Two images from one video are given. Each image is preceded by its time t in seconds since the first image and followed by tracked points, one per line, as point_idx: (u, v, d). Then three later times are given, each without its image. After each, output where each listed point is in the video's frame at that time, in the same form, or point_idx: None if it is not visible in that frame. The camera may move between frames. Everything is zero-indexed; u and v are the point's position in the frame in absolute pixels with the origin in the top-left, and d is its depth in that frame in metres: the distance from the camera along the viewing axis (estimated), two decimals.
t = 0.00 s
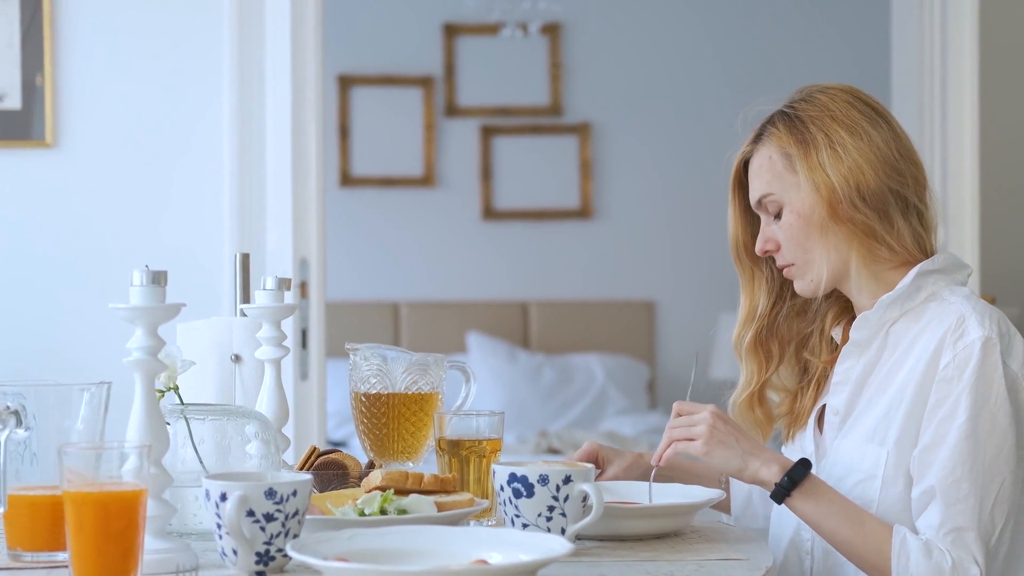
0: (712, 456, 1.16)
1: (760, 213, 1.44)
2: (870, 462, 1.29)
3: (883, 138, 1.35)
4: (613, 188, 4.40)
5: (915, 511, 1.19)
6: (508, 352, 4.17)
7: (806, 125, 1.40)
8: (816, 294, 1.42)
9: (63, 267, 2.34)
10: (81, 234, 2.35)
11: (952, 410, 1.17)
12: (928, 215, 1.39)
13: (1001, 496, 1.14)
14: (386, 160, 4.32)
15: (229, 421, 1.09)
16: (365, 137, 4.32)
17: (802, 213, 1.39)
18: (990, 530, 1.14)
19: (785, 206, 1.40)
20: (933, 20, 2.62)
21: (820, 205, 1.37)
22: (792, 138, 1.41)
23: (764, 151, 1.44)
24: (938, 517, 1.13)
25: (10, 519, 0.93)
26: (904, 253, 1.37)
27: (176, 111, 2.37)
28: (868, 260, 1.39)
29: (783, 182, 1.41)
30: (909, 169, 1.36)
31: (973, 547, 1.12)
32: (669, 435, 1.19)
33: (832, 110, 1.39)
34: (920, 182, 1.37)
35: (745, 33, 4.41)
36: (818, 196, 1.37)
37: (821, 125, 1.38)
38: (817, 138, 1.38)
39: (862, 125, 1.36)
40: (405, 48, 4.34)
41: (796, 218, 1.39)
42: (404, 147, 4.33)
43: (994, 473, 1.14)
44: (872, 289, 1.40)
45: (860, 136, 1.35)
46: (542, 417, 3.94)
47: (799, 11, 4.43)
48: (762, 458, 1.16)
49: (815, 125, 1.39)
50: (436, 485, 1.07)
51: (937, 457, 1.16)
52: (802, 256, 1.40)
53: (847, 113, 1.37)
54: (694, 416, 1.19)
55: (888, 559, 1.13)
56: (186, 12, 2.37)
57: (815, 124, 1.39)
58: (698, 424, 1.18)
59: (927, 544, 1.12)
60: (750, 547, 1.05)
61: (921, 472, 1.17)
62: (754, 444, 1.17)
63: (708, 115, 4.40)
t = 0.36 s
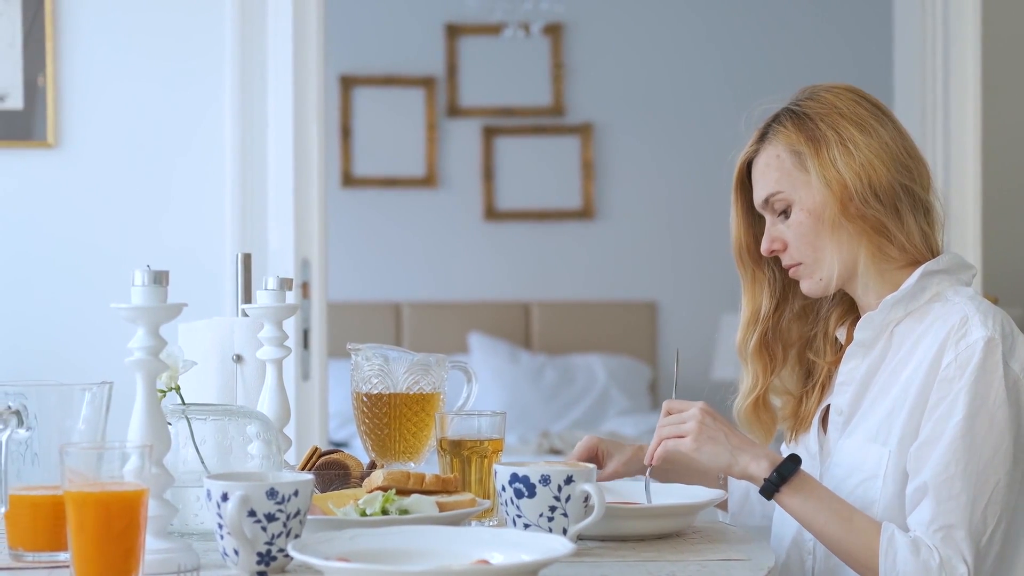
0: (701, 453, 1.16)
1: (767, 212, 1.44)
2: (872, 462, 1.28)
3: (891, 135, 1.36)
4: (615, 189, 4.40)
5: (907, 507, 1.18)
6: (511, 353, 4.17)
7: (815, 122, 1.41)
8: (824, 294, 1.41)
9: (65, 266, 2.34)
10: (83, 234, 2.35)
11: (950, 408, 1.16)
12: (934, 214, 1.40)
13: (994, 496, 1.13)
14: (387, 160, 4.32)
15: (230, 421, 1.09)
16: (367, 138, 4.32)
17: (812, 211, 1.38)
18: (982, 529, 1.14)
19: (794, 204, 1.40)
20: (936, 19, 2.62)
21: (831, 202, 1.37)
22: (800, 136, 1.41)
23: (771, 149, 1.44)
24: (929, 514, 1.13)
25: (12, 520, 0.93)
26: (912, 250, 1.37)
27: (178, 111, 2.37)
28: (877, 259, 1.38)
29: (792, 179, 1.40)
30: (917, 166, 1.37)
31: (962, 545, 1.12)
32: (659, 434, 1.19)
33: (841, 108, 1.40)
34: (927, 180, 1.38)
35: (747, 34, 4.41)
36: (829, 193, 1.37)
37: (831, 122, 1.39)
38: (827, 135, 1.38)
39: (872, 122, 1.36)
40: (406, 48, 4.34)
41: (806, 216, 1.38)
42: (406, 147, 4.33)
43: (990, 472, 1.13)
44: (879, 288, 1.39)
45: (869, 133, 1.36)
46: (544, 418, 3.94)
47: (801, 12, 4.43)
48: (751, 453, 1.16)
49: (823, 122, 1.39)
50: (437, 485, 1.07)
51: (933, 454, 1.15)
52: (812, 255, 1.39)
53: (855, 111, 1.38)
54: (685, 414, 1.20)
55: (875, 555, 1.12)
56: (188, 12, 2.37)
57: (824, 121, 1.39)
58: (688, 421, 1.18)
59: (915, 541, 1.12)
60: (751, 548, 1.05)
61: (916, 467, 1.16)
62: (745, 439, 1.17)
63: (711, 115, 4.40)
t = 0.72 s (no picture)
0: (698, 446, 1.17)
1: (771, 213, 1.43)
2: (875, 462, 1.28)
3: (893, 134, 1.36)
4: (617, 190, 4.40)
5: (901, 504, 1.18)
6: (513, 354, 4.16)
7: (817, 123, 1.40)
8: (829, 294, 1.41)
9: (67, 267, 2.34)
10: (85, 234, 2.35)
11: (947, 406, 1.16)
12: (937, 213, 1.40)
13: (988, 495, 1.13)
14: (389, 161, 4.32)
15: (233, 422, 1.09)
16: (369, 139, 4.32)
17: (816, 211, 1.38)
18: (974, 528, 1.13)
19: (798, 204, 1.40)
20: (938, 19, 2.61)
21: (835, 202, 1.37)
22: (803, 136, 1.41)
23: (773, 150, 1.43)
24: (920, 510, 1.13)
25: (15, 520, 0.93)
26: (916, 251, 1.37)
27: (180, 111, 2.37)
28: (881, 259, 1.38)
29: (795, 180, 1.40)
30: (920, 166, 1.37)
31: (952, 543, 1.11)
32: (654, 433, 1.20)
33: (842, 108, 1.39)
34: (929, 179, 1.38)
35: (749, 35, 4.41)
36: (832, 194, 1.36)
37: (833, 122, 1.39)
38: (830, 135, 1.38)
39: (873, 122, 1.36)
40: (409, 49, 4.34)
41: (809, 217, 1.38)
42: (408, 148, 4.33)
43: (983, 471, 1.13)
44: (883, 288, 1.39)
45: (872, 133, 1.36)
46: (546, 419, 3.93)
47: (803, 12, 4.43)
48: (746, 446, 1.16)
49: (826, 122, 1.39)
50: (439, 486, 1.07)
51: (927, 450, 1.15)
52: (816, 255, 1.39)
53: (857, 111, 1.38)
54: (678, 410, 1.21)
55: (865, 550, 1.12)
56: (190, 11, 2.37)
57: (827, 121, 1.39)
58: (682, 417, 1.19)
59: (905, 537, 1.11)
60: (755, 548, 1.05)
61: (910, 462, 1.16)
62: (740, 433, 1.18)
63: (713, 116, 4.40)
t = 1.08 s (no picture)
0: (708, 451, 1.14)
1: (775, 211, 1.43)
2: (879, 464, 1.28)
3: (899, 134, 1.36)
4: (619, 190, 4.39)
5: (908, 512, 1.17)
6: (515, 354, 4.16)
7: (823, 121, 1.40)
8: (832, 294, 1.41)
9: (69, 266, 2.34)
10: (88, 234, 2.35)
11: (956, 411, 1.16)
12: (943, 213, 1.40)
13: (995, 500, 1.14)
14: (392, 161, 4.32)
15: (235, 422, 1.09)
16: (371, 139, 4.32)
17: (820, 209, 1.38)
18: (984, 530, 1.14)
19: (802, 203, 1.40)
20: (942, 18, 2.61)
21: (839, 201, 1.37)
22: (808, 135, 1.40)
23: (778, 148, 1.43)
24: (935, 519, 1.12)
25: (17, 520, 0.93)
26: (920, 251, 1.37)
27: (183, 112, 2.37)
28: (884, 259, 1.38)
29: (800, 178, 1.40)
30: (925, 166, 1.36)
31: (969, 551, 1.11)
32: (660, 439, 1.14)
33: (848, 107, 1.39)
34: (935, 180, 1.37)
35: (751, 35, 4.41)
36: (837, 192, 1.36)
37: (838, 121, 1.38)
38: (835, 134, 1.38)
39: (879, 121, 1.36)
40: (411, 49, 4.34)
41: (814, 215, 1.38)
42: (411, 148, 4.33)
43: (991, 474, 1.14)
44: (887, 288, 1.39)
45: (877, 132, 1.35)
46: (548, 420, 3.93)
47: (806, 13, 4.43)
48: (755, 452, 1.16)
49: (831, 121, 1.39)
50: (442, 486, 1.07)
51: (935, 457, 1.15)
52: (819, 254, 1.39)
53: (862, 110, 1.38)
54: (681, 411, 1.16)
55: (881, 560, 1.12)
56: (192, 10, 2.37)
57: (832, 120, 1.39)
58: (690, 420, 1.15)
59: (919, 545, 1.11)
60: (757, 549, 1.05)
61: (917, 470, 1.16)
62: (747, 439, 1.16)
63: (716, 117, 4.40)
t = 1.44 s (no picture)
0: (730, 528, 1.03)
1: (770, 212, 1.43)
2: (879, 468, 1.28)
3: (892, 133, 1.36)
4: (622, 190, 4.39)
5: (928, 525, 1.17)
6: (518, 355, 4.16)
7: (815, 121, 1.41)
8: (827, 295, 1.39)
9: (72, 268, 2.34)
10: (90, 235, 2.35)
11: (966, 418, 1.15)
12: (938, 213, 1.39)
13: (1013, 501, 1.14)
14: (394, 162, 4.32)
15: (237, 423, 1.09)
16: (374, 139, 4.32)
17: (814, 207, 1.37)
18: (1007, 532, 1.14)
19: (796, 201, 1.39)
20: (944, 16, 2.60)
21: (833, 198, 1.36)
22: (802, 135, 1.41)
23: (773, 149, 1.44)
24: (965, 532, 1.11)
25: (19, 521, 0.93)
26: (916, 248, 1.36)
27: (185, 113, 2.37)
28: (880, 257, 1.37)
29: (793, 177, 1.40)
30: (919, 165, 1.36)
31: (1000, 559, 1.11)
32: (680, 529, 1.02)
33: (842, 108, 1.40)
34: (928, 179, 1.37)
35: (754, 34, 4.40)
36: (830, 189, 1.36)
37: (831, 121, 1.39)
38: (829, 133, 1.38)
39: (872, 120, 1.36)
40: (414, 50, 4.33)
41: (807, 213, 1.38)
42: (413, 149, 4.33)
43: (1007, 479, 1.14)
44: (885, 287, 1.38)
45: (869, 131, 1.36)
46: (551, 420, 3.93)
47: (808, 12, 4.42)
48: (773, 514, 1.07)
49: (824, 120, 1.39)
50: (444, 487, 1.07)
51: (952, 468, 1.14)
52: (815, 252, 1.38)
53: (855, 110, 1.38)
54: (692, 489, 1.03)
55: None
56: (193, 10, 2.37)
57: (825, 120, 1.39)
58: (707, 501, 1.02)
59: (953, 562, 1.09)
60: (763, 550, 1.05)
61: (933, 482, 1.15)
62: (762, 504, 1.06)
63: (719, 117, 4.39)
